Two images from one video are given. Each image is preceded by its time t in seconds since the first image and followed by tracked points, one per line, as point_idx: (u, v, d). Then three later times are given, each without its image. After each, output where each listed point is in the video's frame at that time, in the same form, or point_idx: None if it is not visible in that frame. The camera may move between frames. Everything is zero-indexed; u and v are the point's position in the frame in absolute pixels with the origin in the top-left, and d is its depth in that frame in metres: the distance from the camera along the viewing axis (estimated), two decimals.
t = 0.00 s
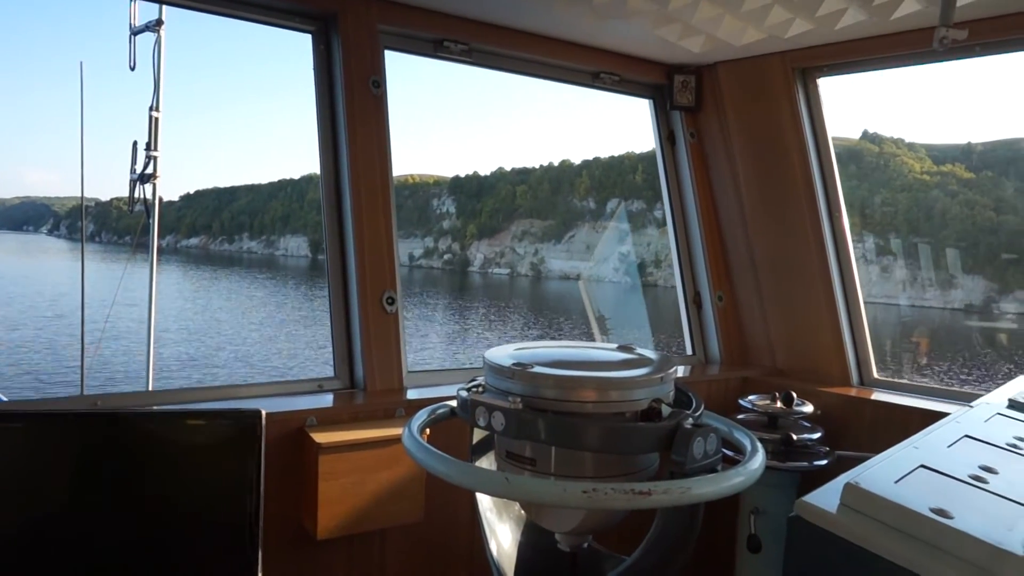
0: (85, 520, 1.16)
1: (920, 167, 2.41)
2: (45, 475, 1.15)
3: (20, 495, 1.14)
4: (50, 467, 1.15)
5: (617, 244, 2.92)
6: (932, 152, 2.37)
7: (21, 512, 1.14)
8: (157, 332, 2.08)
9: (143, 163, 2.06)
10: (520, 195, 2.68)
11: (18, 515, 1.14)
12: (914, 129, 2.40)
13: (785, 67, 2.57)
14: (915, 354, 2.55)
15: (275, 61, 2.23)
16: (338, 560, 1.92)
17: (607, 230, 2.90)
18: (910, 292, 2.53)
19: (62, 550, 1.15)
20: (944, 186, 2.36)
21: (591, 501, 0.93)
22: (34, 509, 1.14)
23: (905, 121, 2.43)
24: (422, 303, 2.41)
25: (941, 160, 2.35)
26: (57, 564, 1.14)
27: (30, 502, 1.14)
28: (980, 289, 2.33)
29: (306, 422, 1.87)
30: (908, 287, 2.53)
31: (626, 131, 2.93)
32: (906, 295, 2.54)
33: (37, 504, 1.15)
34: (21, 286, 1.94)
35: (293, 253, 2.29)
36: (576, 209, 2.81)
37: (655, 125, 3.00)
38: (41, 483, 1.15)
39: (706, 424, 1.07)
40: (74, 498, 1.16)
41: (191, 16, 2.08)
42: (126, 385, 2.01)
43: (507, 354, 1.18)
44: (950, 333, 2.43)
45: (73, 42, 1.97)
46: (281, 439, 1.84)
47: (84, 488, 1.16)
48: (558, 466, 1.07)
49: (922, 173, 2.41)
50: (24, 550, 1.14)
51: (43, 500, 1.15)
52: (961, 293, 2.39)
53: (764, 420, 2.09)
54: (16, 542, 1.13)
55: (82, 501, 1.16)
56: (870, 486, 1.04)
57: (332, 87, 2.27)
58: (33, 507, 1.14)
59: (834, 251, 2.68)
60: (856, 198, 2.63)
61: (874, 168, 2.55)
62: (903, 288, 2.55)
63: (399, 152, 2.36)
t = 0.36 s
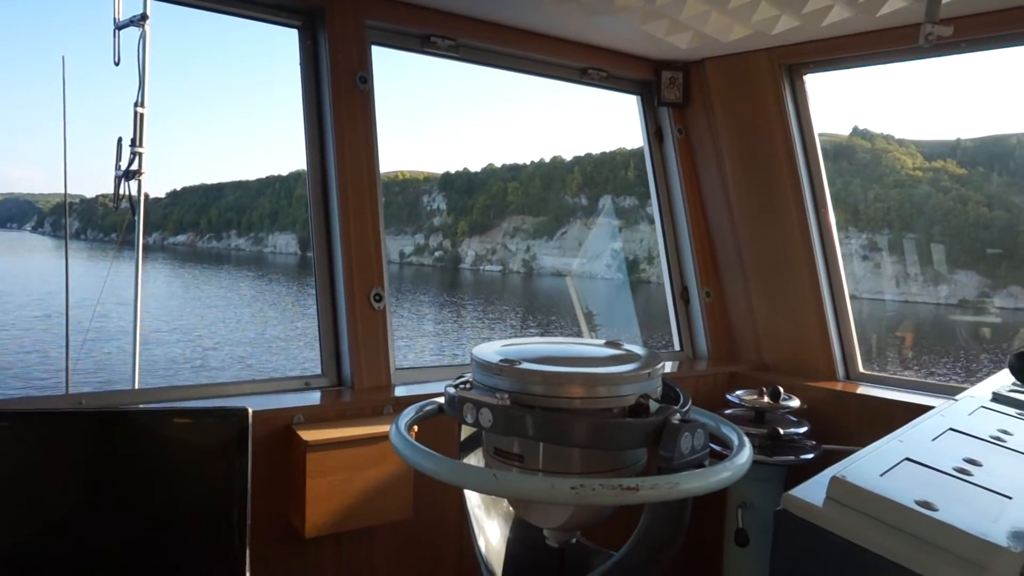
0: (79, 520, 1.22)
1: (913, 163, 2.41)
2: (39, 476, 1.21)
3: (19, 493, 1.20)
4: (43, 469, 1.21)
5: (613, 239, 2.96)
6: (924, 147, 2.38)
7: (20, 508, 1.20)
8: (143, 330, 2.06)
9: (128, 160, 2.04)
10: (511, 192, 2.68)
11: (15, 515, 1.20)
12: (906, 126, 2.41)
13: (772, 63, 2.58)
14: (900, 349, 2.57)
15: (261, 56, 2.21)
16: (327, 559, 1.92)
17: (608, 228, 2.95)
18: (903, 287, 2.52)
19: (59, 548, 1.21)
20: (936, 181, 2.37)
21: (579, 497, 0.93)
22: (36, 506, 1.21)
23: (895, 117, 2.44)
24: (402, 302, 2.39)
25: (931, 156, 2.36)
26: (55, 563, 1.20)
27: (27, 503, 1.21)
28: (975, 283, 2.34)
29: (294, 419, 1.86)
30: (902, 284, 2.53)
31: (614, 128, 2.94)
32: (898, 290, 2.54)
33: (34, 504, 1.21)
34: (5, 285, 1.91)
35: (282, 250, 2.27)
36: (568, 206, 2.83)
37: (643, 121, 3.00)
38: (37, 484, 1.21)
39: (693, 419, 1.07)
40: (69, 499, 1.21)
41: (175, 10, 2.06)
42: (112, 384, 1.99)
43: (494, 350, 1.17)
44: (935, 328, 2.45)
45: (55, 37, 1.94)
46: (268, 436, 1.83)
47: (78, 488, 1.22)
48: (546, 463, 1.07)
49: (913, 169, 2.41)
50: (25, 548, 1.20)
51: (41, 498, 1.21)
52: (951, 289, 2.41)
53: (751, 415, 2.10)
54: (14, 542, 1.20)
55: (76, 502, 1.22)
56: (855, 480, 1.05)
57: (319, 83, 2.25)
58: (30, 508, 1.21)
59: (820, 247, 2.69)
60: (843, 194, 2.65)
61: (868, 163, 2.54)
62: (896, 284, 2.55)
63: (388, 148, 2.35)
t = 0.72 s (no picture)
0: (72, 517, 1.20)
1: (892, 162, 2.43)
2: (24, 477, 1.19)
3: None
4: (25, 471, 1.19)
5: (594, 238, 2.99)
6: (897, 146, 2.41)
7: None
8: (112, 330, 2.02)
9: (97, 156, 2.00)
10: (492, 190, 2.69)
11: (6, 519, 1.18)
12: (881, 125, 2.44)
13: (746, 63, 2.60)
14: (871, 345, 2.61)
15: (233, 52, 2.17)
16: (301, 560, 1.90)
17: (587, 225, 2.97)
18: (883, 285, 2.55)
19: (55, 547, 1.19)
20: (914, 179, 2.38)
21: (553, 496, 0.93)
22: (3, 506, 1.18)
23: (869, 115, 2.47)
24: (378, 297, 2.35)
25: (910, 155, 2.38)
26: (53, 561, 1.19)
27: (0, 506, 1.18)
28: (952, 281, 2.37)
29: (268, 420, 1.84)
30: (881, 282, 2.55)
31: (591, 126, 2.95)
32: (875, 288, 2.57)
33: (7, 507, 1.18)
34: None
35: (258, 248, 2.25)
36: (549, 204, 2.85)
37: (618, 119, 3.01)
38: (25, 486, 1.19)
39: (666, 416, 1.08)
40: (59, 499, 1.20)
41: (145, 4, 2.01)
42: (81, 385, 1.95)
43: (468, 349, 1.17)
44: (905, 324, 2.49)
45: (20, 30, 1.89)
46: (241, 438, 1.81)
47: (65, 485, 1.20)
48: (521, 462, 1.07)
49: (890, 167, 2.44)
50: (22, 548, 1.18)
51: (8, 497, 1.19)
52: (927, 286, 2.44)
53: (725, 412, 2.12)
54: (7, 545, 1.18)
55: (68, 501, 1.20)
56: (825, 476, 1.07)
57: (292, 79, 2.23)
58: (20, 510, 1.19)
59: (793, 245, 2.73)
60: (815, 193, 2.69)
61: (846, 161, 2.56)
62: (876, 283, 2.56)
63: (365, 146, 2.33)
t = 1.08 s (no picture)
0: (66, 517, 1.20)
1: (876, 163, 2.44)
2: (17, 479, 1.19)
3: None
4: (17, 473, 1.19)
5: (578, 238, 3.01)
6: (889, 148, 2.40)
7: None
8: (86, 331, 2.00)
9: (71, 155, 1.97)
10: (477, 190, 2.71)
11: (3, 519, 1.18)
12: (864, 126, 2.45)
13: (723, 64, 2.62)
14: (848, 344, 2.65)
15: (210, 50, 2.15)
16: (280, 562, 1.89)
17: (569, 225, 2.99)
18: (866, 285, 2.56)
19: (53, 547, 1.19)
20: (897, 180, 2.39)
21: (529, 496, 0.94)
22: None
23: (860, 118, 2.46)
24: (358, 298, 2.37)
25: (893, 156, 2.39)
26: (51, 561, 1.19)
27: None
28: (935, 281, 2.37)
29: (245, 422, 1.83)
30: (865, 282, 2.56)
31: (570, 127, 2.96)
32: (860, 288, 2.58)
33: None
34: None
35: (239, 248, 2.23)
36: (535, 203, 2.87)
37: (598, 120, 3.02)
38: (20, 487, 1.19)
39: (642, 416, 1.09)
40: (54, 499, 1.20)
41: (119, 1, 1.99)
42: (55, 387, 1.92)
43: (446, 350, 1.17)
44: (881, 324, 2.53)
45: None
46: (218, 440, 1.79)
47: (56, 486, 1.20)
48: (498, 462, 1.07)
49: (875, 168, 2.44)
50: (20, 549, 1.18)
51: None
52: (915, 287, 2.43)
53: (704, 411, 2.14)
54: (5, 547, 1.17)
55: (58, 500, 1.20)
56: (799, 474, 1.08)
57: (270, 77, 2.21)
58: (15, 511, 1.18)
59: (771, 245, 2.76)
60: (791, 192, 2.72)
61: (829, 163, 2.57)
62: (860, 282, 2.57)
63: (346, 146, 2.33)
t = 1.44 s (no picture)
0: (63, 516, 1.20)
1: (866, 168, 2.46)
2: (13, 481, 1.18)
3: None
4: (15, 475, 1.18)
5: (567, 240, 3.03)
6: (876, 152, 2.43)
7: None
8: (65, 333, 1.97)
9: (50, 154, 1.95)
10: (466, 192, 2.72)
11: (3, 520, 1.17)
12: (849, 132, 2.48)
13: (707, 68, 2.64)
14: (829, 346, 2.68)
15: (193, 49, 2.13)
16: (262, 565, 1.88)
17: (554, 226, 3.00)
18: (859, 289, 2.56)
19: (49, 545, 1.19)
20: (886, 185, 2.41)
21: (511, 497, 0.94)
22: None
23: (842, 122, 2.49)
24: (340, 299, 2.34)
25: (880, 161, 2.42)
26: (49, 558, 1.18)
27: None
28: (925, 286, 2.40)
29: (227, 423, 1.82)
30: (857, 285, 2.56)
31: (555, 130, 2.96)
32: (852, 291, 2.58)
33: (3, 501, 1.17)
34: None
35: (225, 249, 2.21)
36: (525, 205, 2.90)
37: (583, 123, 3.03)
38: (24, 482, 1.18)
39: (624, 418, 1.09)
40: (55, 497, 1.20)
41: None
42: (33, 388, 1.90)
43: (428, 352, 1.17)
44: (862, 327, 2.56)
45: None
46: (200, 442, 1.78)
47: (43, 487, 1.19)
48: (480, 464, 1.07)
49: (865, 173, 2.46)
50: (18, 550, 1.17)
51: None
52: (904, 291, 2.44)
53: (687, 413, 2.15)
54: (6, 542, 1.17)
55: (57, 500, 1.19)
56: (779, 475, 1.09)
57: (254, 77, 2.19)
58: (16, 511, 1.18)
59: (753, 247, 2.78)
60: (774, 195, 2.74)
61: (819, 166, 2.58)
62: (850, 286, 2.58)
63: (331, 147, 2.32)
